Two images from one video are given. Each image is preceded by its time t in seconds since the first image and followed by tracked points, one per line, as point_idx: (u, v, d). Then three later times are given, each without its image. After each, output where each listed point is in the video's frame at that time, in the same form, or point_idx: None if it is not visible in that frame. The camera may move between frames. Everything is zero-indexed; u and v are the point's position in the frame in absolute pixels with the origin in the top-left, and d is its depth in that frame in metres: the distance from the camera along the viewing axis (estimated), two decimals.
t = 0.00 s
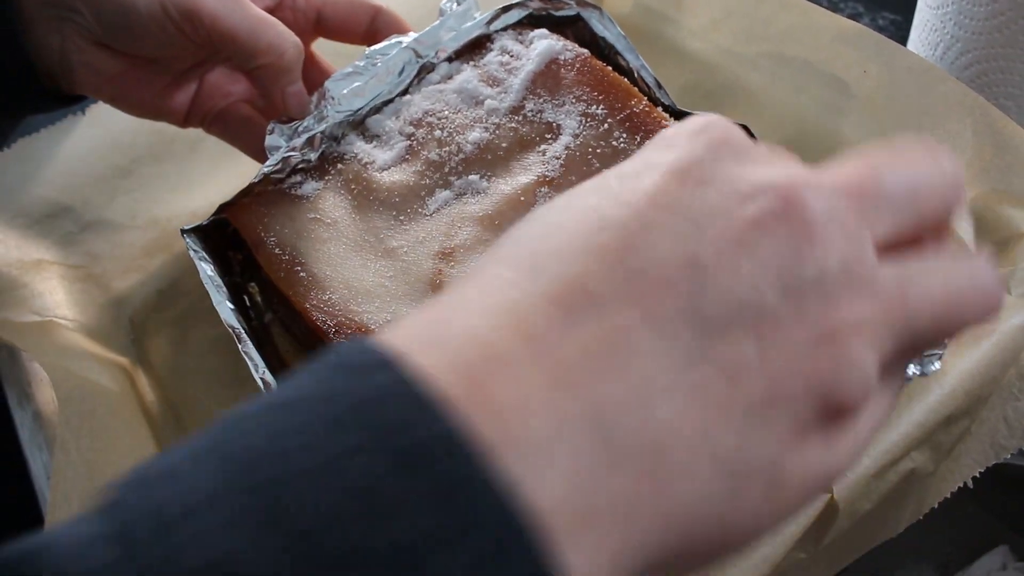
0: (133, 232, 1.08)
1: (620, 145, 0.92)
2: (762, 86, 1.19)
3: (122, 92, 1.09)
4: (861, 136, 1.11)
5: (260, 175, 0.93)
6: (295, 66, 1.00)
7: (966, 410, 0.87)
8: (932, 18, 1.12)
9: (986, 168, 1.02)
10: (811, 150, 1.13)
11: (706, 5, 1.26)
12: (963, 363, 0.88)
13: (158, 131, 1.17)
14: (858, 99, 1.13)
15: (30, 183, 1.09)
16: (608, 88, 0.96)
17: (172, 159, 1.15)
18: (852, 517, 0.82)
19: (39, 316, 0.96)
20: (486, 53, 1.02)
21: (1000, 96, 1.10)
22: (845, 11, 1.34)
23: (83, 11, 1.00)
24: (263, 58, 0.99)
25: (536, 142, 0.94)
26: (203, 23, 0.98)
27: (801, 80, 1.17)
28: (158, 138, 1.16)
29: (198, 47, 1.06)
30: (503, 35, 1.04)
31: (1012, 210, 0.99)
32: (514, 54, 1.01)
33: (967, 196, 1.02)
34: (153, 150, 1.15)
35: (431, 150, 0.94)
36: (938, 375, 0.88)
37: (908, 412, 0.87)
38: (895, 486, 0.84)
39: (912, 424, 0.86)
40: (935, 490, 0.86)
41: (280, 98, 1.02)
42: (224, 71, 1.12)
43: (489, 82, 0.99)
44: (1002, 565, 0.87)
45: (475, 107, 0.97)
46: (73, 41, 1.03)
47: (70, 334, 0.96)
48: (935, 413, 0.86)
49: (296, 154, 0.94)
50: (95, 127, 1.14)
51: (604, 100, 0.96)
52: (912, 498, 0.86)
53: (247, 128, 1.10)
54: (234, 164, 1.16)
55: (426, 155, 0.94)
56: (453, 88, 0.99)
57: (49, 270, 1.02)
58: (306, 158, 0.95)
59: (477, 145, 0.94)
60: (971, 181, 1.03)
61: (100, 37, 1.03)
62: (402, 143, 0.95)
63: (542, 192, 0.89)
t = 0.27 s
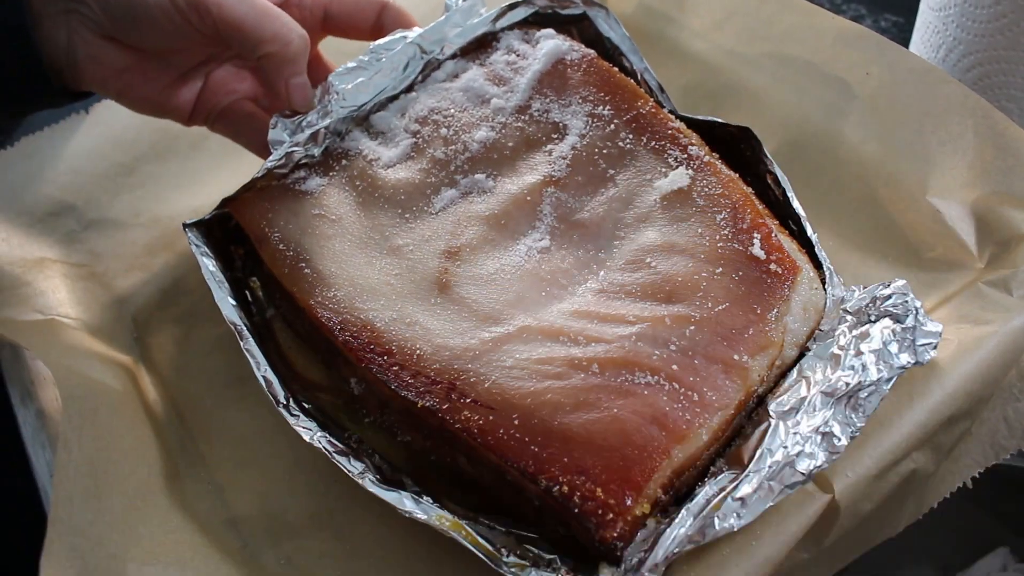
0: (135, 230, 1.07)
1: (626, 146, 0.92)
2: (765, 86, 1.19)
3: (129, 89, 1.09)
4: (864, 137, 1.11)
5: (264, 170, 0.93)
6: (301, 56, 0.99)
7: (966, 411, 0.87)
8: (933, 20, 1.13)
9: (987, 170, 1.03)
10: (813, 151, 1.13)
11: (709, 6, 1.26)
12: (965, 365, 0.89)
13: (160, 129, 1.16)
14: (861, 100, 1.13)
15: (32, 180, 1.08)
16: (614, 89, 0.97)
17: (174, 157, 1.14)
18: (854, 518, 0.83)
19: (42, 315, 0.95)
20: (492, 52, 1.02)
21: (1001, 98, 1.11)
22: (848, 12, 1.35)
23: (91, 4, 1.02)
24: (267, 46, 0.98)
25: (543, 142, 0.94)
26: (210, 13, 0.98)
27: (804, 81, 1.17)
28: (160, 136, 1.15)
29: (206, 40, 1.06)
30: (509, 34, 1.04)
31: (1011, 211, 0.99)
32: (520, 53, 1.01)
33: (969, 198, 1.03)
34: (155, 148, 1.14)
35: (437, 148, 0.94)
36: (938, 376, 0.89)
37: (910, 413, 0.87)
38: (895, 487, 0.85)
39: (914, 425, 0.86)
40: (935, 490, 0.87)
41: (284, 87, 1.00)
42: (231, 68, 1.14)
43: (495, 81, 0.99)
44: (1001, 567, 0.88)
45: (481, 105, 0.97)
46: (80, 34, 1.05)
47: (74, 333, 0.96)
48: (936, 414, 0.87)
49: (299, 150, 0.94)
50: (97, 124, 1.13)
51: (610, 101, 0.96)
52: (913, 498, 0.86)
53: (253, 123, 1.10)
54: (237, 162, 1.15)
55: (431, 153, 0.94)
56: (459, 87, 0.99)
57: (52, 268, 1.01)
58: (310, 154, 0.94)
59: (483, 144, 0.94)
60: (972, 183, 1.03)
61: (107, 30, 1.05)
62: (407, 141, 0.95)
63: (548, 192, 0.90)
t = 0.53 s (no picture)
0: (135, 230, 1.08)
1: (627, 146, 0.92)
2: (765, 87, 1.19)
3: (138, 92, 1.10)
4: (865, 138, 1.11)
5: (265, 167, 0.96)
6: (313, 42, 1.03)
7: (967, 414, 0.87)
8: (934, 21, 1.13)
9: (989, 170, 1.02)
10: (814, 152, 1.13)
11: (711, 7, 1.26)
12: (966, 367, 0.88)
13: (161, 130, 1.17)
14: (861, 101, 1.13)
15: (35, 183, 1.10)
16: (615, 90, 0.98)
17: (175, 159, 1.15)
18: (853, 519, 0.83)
19: (42, 315, 0.97)
20: (494, 51, 1.03)
21: (1001, 99, 1.10)
22: (847, 13, 1.35)
23: (103, 2, 1.03)
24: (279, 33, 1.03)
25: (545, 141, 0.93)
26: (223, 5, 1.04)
27: (804, 82, 1.17)
28: (162, 137, 1.16)
29: (217, 39, 1.09)
30: (511, 34, 1.05)
31: (1012, 212, 0.99)
32: (522, 52, 1.02)
33: (970, 200, 1.02)
34: (156, 149, 1.15)
35: (436, 145, 0.93)
36: (938, 378, 0.88)
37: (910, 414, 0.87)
38: (895, 489, 0.85)
39: (916, 428, 0.86)
40: (935, 492, 0.87)
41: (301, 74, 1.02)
42: (239, 73, 1.14)
43: (497, 80, 0.99)
44: (1002, 567, 0.88)
45: (482, 104, 0.97)
46: (91, 35, 1.06)
47: (74, 333, 0.97)
48: (936, 416, 0.86)
49: (300, 147, 0.96)
50: (99, 127, 1.15)
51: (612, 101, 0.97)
52: (913, 501, 0.87)
53: (262, 127, 1.11)
54: (239, 164, 1.16)
55: (430, 150, 0.92)
56: (462, 85, 0.99)
57: (53, 269, 1.03)
58: (310, 151, 0.96)
59: (484, 142, 0.93)
60: (973, 185, 1.03)
61: (118, 29, 1.06)
62: (407, 138, 0.95)
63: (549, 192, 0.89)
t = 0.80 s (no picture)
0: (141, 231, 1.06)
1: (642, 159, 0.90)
2: (780, 98, 1.17)
3: (144, 89, 1.08)
4: (881, 153, 1.10)
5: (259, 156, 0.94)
6: (321, 42, 0.99)
7: (978, 440, 0.87)
8: (934, 23, 1.11)
9: (1005, 187, 1.02)
10: (829, 167, 1.12)
11: (727, 14, 1.24)
12: (979, 392, 0.88)
13: (167, 129, 1.15)
14: (878, 116, 1.11)
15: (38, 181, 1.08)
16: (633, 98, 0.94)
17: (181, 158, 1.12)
18: (861, 544, 0.83)
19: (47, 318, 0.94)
20: (509, 54, 1.00)
21: (1002, 102, 1.10)
22: (847, 16, 1.31)
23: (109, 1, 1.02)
24: (286, 30, 0.99)
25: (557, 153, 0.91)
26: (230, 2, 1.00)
27: (820, 95, 1.16)
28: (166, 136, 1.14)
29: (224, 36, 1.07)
30: (526, 36, 1.02)
31: None
32: (537, 56, 0.99)
33: (987, 220, 1.01)
34: (162, 149, 1.13)
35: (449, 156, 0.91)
36: (950, 403, 0.88)
37: (920, 440, 0.86)
38: (904, 515, 0.85)
39: (926, 453, 0.85)
40: (946, 517, 0.87)
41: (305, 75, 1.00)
42: (245, 70, 1.12)
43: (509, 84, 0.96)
44: (1001, 570, 0.89)
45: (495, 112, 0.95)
46: (96, 33, 1.05)
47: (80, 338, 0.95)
48: (948, 443, 0.86)
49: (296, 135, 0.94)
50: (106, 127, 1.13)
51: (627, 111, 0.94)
52: (923, 526, 0.87)
53: (270, 126, 1.09)
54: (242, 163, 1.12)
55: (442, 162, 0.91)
56: (474, 88, 0.96)
57: (60, 268, 1.00)
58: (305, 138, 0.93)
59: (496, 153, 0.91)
60: (988, 205, 1.02)
61: (123, 28, 1.05)
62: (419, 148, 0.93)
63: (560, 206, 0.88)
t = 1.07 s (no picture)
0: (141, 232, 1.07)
1: (634, 158, 0.90)
2: (782, 99, 1.16)
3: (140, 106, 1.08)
4: (884, 153, 1.08)
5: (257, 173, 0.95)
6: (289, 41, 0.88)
7: (982, 442, 0.85)
8: (936, 23, 1.10)
9: (1010, 188, 1.00)
10: (831, 167, 1.10)
11: (728, 16, 1.23)
12: (982, 392, 0.86)
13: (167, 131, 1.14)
14: (880, 116, 1.10)
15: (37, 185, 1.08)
16: (624, 101, 0.95)
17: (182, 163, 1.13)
18: (862, 548, 0.81)
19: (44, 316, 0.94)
20: (503, 64, 1.01)
21: (1005, 101, 1.09)
22: (848, 15, 1.32)
23: (107, 20, 1.02)
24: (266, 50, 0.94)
25: (550, 153, 0.92)
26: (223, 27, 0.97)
27: (823, 95, 1.14)
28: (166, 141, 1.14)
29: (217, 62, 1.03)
30: (519, 46, 1.03)
31: None
32: (529, 64, 1.00)
33: (991, 219, 1.00)
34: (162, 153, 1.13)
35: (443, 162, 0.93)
36: (952, 404, 0.86)
37: (923, 441, 0.84)
38: (906, 517, 0.83)
39: (928, 454, 0.83)
40: (949, 518, 0.85)
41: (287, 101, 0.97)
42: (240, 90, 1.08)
43: (503, 92, 0.97)
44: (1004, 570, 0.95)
45: (488, 117, 0.96)
46: (94, 48, 1.05)
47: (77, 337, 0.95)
48: (951, 444, 0.84)
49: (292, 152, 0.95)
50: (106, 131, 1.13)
51: (619, 112, 0.94)
52: (925, 526, 0.84)
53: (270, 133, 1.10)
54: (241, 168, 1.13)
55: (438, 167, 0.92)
56: (467, 99, 0.97)
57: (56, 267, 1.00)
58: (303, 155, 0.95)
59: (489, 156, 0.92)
60: (993, 203, 1.00)
61: (120, 45, 1.05)
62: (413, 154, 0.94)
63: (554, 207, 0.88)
